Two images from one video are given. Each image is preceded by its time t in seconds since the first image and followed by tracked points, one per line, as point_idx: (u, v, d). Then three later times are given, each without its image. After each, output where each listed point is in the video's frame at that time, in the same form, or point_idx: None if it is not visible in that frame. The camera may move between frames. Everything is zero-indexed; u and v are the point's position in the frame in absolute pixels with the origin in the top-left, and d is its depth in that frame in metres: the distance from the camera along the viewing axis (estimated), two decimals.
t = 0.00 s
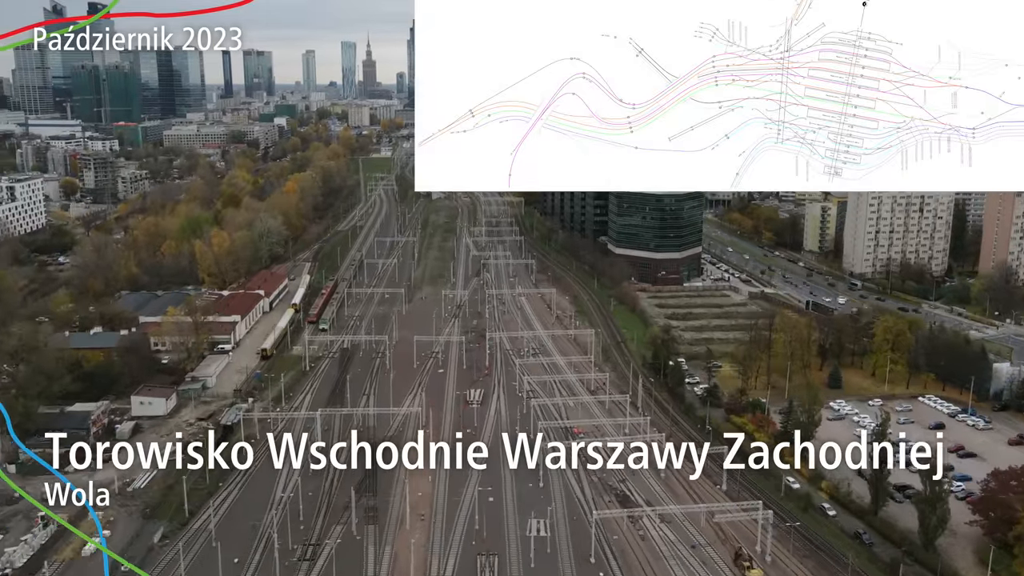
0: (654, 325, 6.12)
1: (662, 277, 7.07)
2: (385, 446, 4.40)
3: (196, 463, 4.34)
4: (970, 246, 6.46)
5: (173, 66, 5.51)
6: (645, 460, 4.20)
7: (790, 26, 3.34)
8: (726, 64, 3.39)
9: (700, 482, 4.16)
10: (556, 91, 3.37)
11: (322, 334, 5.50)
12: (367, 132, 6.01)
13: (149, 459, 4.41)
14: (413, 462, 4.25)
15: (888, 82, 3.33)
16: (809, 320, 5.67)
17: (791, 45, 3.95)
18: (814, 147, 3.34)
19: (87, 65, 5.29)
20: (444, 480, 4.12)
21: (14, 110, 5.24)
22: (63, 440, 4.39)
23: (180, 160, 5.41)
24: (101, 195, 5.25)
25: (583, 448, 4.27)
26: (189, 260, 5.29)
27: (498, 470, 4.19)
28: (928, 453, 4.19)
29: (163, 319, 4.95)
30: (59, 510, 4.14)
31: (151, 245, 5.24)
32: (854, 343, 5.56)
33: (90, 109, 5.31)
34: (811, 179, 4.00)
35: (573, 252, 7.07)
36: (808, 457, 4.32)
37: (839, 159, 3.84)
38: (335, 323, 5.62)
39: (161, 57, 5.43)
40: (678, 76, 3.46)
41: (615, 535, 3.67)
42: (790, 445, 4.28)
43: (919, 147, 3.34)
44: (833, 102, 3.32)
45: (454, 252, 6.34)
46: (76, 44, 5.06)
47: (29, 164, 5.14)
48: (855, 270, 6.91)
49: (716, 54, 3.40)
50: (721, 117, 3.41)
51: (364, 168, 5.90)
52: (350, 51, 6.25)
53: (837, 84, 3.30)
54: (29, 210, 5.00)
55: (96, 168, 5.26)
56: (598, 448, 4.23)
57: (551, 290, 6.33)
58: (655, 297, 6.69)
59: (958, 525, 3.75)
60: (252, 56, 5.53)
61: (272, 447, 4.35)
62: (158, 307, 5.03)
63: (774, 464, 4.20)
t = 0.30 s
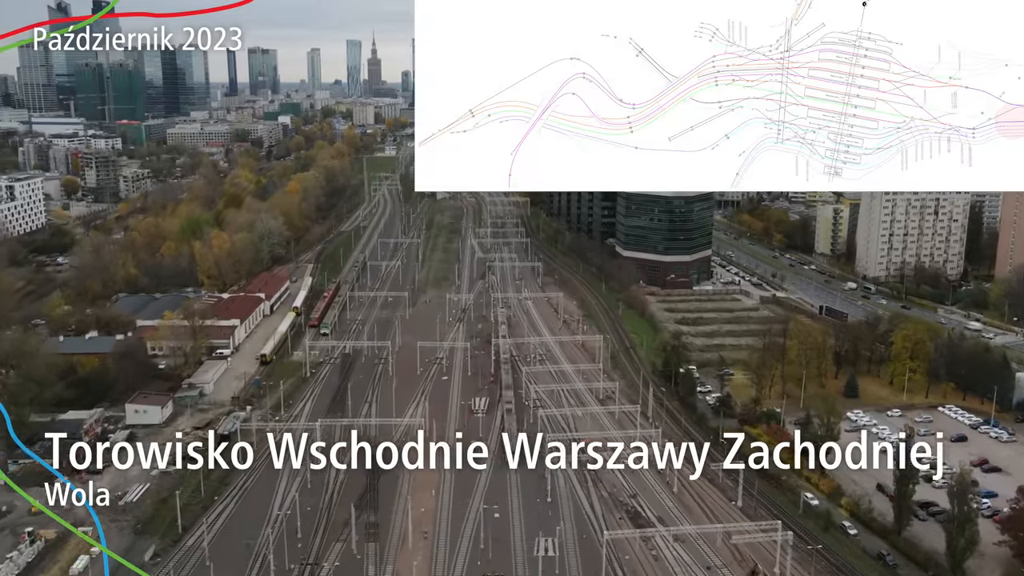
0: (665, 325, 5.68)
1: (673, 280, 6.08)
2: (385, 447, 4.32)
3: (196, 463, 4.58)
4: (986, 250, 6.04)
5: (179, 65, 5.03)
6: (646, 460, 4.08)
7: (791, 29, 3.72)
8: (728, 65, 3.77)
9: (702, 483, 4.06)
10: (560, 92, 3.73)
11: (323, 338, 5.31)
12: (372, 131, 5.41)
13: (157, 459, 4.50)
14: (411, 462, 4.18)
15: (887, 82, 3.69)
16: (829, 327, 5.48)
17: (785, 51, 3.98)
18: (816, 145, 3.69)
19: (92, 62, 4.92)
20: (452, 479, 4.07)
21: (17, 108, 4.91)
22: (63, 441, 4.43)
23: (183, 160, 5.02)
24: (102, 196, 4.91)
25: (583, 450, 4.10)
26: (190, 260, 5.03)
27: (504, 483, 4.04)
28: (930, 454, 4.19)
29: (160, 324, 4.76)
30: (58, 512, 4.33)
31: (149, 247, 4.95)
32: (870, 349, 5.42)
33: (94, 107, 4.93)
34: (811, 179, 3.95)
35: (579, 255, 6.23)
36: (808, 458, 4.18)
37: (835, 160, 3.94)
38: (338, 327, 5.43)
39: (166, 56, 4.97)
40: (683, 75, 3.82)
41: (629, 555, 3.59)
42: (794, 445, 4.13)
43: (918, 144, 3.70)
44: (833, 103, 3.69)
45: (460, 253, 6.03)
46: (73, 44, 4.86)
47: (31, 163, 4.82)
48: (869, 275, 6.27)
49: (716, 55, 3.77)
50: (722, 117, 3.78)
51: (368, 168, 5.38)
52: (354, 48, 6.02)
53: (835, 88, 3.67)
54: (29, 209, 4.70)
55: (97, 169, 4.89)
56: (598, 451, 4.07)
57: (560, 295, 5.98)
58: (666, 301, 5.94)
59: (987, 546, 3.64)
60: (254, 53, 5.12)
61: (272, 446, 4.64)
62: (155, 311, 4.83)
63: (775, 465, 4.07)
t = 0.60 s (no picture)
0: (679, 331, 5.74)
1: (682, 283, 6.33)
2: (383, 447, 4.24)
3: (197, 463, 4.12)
4: (1004, 254, 5.97)
5: (183, 64, 4.80)
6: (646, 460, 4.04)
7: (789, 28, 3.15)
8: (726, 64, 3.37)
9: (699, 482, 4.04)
10: (557, 92, 3.14)
11: (324, 344, 5.08)
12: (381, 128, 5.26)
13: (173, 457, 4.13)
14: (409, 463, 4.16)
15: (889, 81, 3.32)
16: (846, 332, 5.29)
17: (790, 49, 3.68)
18: (815, 146, 3.34)
19: (96, 60, 4.74)
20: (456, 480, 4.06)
21: (21, 105, 4.75)
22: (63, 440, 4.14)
23: (187, 158, 4.84)
24: (102, 195, 4.75)
25: (584, 446, 4.18)
26: (188, 262, 4.83)
27: (510, 497, 3.93)
28: (934, 456, 4.12)
29: (155, 328, 4.55)
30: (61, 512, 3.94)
31: (148, 248, 4.78)
32: (891, 356, 5.19)
33: (98, 105, 4.77)
34: (810, 179, 3.77)
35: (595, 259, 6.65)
36: (808, 458, 4.17)
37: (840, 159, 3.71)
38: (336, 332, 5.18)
39: (169, 54, 4.76)
40: (679, 76, 3.39)
41: None
42: (791, 447, 4.12)
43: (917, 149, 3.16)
44: (832, 102, 3.32)
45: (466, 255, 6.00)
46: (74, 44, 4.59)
47: (32, 161, 4.68)
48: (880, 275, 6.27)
49: (715, 52, 3.26)
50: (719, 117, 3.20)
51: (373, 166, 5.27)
52: (361, 45, 5.85)
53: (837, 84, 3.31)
54: (26, 209, 4.49)
55: (99, 167, 4.74)
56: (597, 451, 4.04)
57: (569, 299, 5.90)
58: (675, 306, 6.03)
59: None
60: (259, 52, 4.81)
61: (273, 448, 4.18)
62: (150, 315, 4.63)
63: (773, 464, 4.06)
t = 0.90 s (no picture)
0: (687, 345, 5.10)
1: (692, 289, 5.38)
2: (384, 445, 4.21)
3: (196, 463, 4.10)
4: (1018, 257, 5.45)
5: (185, 62, 4.52)
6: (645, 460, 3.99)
7: (791, 27, 3.54)
8: (727, 63, 3.56)
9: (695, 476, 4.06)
10: (557, 91, 3.49)
11: (325, 351, 4.83)
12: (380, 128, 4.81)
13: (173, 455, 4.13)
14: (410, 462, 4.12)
15: (887, 82, 3.51)
16: (859, 339, 5.12)
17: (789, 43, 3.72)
18: (815, 146, 3.51)
19: (99, 58, 4.49)
20: (459, 482, 4.05)
21: (24, 105, 4.52)
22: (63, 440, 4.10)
23: (189, 158, 4.69)
24: (103, 196, 4.59)
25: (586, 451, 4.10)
26: (189, 266, 4.64)
27: (515, 510, 3.84)
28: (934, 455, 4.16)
29: (152, 335, 4.37)
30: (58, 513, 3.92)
31: (148, 250, 4.61)
32: (908, 366, 5.04)
33: (101, 104, 4.56)
34: (808, 180, 3.67)
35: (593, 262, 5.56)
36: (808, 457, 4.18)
37: (836, 161, 3.62)
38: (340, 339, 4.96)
39: (172, 54, 4.50)
40: (679, 76, 3.56)
41: None
42: (792, 446, 4.10)
43: (918, 147, 3.52)
44: (832, 103, 3.50)
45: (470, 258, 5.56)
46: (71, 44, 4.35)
47: (34, 161, 4.46)
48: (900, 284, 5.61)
49: (716, 54, 3.56)
50: (720, 116, 3.58)
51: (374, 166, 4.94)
52: (368, 44, 5.70)
53: (836, 85, 3.49)
54: (28, 209, 4.36)
55: (100, 167, 4.56)
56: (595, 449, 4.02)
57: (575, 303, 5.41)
58: (685, 311, 5.29)
59: None
60: (263, 49, 4.57)
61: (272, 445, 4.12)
62: (148, 320, 4.45)
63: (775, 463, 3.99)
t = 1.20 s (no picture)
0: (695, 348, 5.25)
1: (702, 292, 5.94)
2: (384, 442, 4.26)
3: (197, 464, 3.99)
4: None
5: (189, 61, 4.46)
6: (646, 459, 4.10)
7: (791, 29, 2.82)
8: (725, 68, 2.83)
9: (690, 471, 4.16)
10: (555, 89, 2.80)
11: (326, 359, 4.84)
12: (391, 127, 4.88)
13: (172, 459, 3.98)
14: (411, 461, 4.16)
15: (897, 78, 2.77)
16: (876, 346, 5.08)
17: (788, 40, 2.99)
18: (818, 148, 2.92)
19: (103, 58, 4.31)
20: (465, 503, 3.89)
21: (29, 104, 4.30)
22: (62, 440, 3.89)
23: (193, 157, 4.52)
24: (106, 197, 4.36)
25: (583, 448, 4.24)
26: (189, 270, 4.60)
27: (524, 529, 3.70)
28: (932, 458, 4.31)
29: (149, 343, 4.24)
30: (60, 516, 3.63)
31: (147, 255, 4.43)
32: (926, 376, 4.88)
33: (105, 104, 4.35)
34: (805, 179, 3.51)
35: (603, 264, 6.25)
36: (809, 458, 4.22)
37: (835, 162, 3.15)
38: (342, 347, 4.96)
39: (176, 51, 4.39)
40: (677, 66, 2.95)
41: None
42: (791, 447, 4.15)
43: (915, 153, 2.79)
44: (835, 105, 2.76)
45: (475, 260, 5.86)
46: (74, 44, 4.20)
47: (35, 162, 4.23)
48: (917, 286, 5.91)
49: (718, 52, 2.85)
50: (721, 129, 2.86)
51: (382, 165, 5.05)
52: (371, 44, 5.58)
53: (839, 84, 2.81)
54: (27, 212, 4.01)
55: (102, 168, 4.32)
56: (597, 449, 4.15)
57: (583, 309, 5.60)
58: (695, 317, 5.66)
59: None
60: (268, 48, 4.54)
61: (272, 444, 3.98)
62: (148, 326, 4.33)
63: (773, 463, 4.12)
